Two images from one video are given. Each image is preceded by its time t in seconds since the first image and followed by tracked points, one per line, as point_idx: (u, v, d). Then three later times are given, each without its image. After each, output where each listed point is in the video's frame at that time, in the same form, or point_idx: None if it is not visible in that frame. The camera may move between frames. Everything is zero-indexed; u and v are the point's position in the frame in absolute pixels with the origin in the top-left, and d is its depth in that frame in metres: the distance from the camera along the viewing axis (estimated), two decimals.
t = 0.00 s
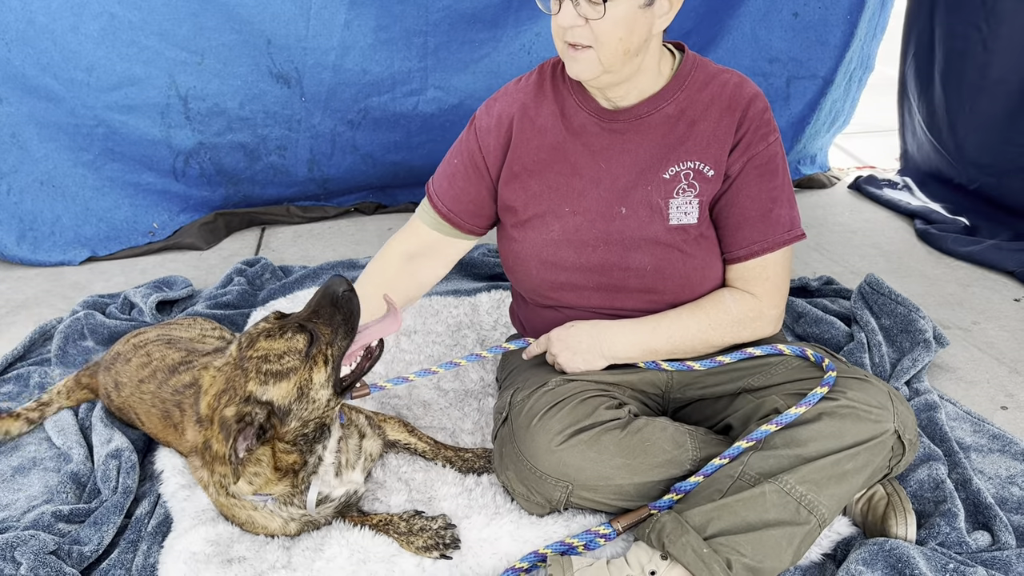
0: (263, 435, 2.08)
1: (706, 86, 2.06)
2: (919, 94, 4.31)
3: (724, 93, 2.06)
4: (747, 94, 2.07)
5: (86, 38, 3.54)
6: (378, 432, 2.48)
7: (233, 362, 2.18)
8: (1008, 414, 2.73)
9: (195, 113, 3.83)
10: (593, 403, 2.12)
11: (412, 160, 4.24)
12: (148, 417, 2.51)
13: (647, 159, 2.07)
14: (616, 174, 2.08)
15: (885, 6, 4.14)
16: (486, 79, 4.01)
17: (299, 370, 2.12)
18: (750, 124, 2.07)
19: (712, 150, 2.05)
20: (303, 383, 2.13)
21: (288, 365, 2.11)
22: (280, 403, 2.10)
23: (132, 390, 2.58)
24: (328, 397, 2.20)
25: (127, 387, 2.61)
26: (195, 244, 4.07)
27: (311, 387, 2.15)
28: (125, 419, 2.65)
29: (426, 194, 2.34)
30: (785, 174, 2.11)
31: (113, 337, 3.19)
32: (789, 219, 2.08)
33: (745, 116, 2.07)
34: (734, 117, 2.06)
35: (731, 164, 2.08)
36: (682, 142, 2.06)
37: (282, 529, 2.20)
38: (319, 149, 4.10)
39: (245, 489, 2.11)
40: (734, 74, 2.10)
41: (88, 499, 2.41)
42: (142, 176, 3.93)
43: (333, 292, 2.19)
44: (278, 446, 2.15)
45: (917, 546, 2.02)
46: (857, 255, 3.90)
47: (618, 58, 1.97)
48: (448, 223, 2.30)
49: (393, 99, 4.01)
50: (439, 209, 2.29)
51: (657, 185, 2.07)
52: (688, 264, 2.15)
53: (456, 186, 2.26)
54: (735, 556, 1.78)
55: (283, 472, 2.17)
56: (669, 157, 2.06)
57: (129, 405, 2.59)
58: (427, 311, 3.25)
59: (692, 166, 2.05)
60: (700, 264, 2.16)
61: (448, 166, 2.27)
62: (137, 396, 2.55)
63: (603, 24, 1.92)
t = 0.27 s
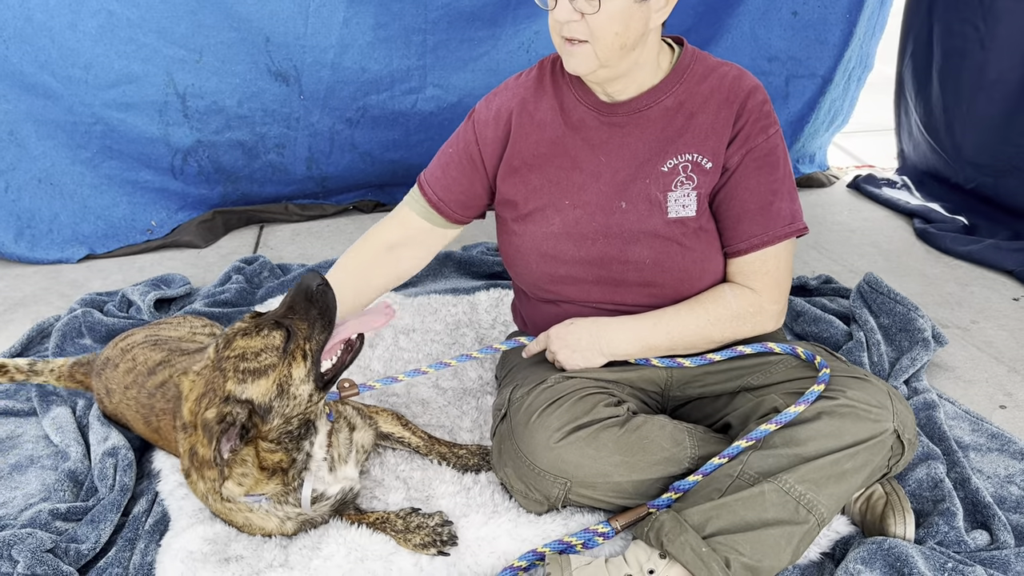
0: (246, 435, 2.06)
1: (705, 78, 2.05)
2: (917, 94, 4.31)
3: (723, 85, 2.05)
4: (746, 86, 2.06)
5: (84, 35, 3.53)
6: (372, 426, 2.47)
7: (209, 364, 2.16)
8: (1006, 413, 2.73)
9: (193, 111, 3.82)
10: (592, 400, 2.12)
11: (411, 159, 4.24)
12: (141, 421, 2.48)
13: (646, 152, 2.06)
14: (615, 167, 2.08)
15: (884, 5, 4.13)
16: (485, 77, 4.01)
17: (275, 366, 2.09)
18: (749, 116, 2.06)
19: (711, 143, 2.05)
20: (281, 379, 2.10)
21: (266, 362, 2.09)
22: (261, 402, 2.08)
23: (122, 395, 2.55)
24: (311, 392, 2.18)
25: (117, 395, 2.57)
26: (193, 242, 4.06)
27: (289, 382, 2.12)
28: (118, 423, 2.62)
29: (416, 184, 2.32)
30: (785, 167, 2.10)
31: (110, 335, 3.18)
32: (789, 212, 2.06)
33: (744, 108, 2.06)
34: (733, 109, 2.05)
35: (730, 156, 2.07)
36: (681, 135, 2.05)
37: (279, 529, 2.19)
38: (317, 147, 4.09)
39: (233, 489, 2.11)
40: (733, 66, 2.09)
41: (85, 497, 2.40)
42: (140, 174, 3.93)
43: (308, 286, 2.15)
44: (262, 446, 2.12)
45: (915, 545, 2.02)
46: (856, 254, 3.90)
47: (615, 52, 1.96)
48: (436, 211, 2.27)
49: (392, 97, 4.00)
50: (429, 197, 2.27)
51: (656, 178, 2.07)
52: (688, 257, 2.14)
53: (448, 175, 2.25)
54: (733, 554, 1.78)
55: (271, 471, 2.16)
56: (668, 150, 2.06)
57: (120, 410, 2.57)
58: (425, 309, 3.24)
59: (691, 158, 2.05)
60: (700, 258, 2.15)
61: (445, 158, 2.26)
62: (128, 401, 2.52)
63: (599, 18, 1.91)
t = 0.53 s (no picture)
0: (230, 442, 2.06)
1: (701, 79, 2.06)
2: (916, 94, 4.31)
3: (719, 86, 2.05)
4: (742, 86, 2.07)
5: (83, 33, 3.53)
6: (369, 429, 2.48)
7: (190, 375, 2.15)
8: (1004, 413, 2.73)
9: (192, 109, 3.82)
10: (591, 399, 2.12)
11: (410, 157, 4.24)
12: (136, 425, 2.49)
13: (642, 153, 2.06)
14: (611, 168, 2.08)
15: (883, 5, 4.13)
16: (483, 76, 4.01)
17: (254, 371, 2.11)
18: (745, 116, 2.06)
19: (707, 143, 2.05)
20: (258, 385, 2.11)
21: (245, 369, 2.10)
22: (243, 407, 2.09)
23: (119, 395, 2.55)
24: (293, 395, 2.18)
25: (114, 396, 2.57)
26: (192, 240, 4.06)
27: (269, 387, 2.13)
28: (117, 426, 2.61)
29: (413, 184, 2.33)
30: (782, 167, 2.10)
31: (109, 333, 3.19)
32: (786, 211, 2.06)
33: (740, 108, 2.06)
34: (729, 109, 2.06)
35: (727, 156, 2.07)
36: (677, 135, 2.05)
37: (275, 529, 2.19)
38: (316, 146, 4.09)
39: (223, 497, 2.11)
40: (728, 67, 2.09)
41: (83, 495, 2.40)
42: (138, 172, 3.92)
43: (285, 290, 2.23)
44: (246, 452, 2.12)
45: (913, 544, 2.02)
46: (854, 254, 3.91)
47: (610, 52, 1.96)
48: (433, 213, 2.28)
49: (390, 95, 4.00)
50: (425, 199, 2.27)
51: (652, 179, 2.07)
52: (684, 258, 2.14)
53: (446, 178, 2.26)
54: (731, 553, 1.77)
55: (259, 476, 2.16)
56: (664, 151, 2.06)
57: (118, 411, 2.57)
58: (424, 308, 3.25)
59: (687, 159, 2.05)
60: (697, 258, 2.15)
61: (441, 161, 2.27)
62: (124, 404, 2.52)
63: (594, 20, 1.91)
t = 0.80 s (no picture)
0: (220, 448, 2.06)
1: (698, 79, 2.05)
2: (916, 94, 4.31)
3: (716, 86, 2.05)
4: (740, 86, 2.06)
5: (82, 31, 3.52)
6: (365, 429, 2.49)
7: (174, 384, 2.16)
8: (1002, 413, 2.73)
9: (191, 107, 3.82)
10: (589, 400, 2.12)
11: (408, 156, 4.24)
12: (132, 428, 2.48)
13: (640, 154, 2.06)
14: (609, 169, 2.08)
15: (882, 5, 4.13)
16: (482, 74, 4.00)
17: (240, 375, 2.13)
18: (742, 117, 2.06)
19: (705, 144, 2.05)
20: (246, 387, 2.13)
21: (231, 373, 2.12)
22: (231, 412, 2.10)
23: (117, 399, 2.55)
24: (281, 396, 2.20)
25: (111, 400, 2.56)
26: (191, 239, 4.05)
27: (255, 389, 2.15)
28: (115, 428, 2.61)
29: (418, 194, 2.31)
30: (780, 167, 2.09)
31: (107, 331, 3.18)
32: (783, 212, 2.06)
33: (737, 108, 2.06)
34: (726, 110, 2.05)
35: (724, 157, 2.07)
36: (674, 136, 2.05)
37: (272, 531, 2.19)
38: (315, 144, 4.08)
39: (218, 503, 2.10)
40: (726, 67, 2.09)
41: (81, 494, 2.40)
42: (137, 171, 3.92)
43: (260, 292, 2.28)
44: (238, 457, 2.12)
45: (911, 544, 2.02)
46: (853, 253, 3.90)
47: (608, 52, 1.95)
48: (440, 222, 2.27)
49: (389, 94, 4.00)
50: (431, 208, 2.26)
51: (650, 180, 2.07)
52: (682, 259, 2.14)
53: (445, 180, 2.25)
54: (729, 553, 1.77)
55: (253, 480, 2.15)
56: (662, 152, 2.06)
57: (116, 414, 2.57)
58: (422, 307, 3.25)
59: (685, 160, 2.05)
60: (695, 259, 2.15)
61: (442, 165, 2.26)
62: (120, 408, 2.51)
63: (591, 19, 1.90)
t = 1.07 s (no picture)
0: (210, 455, 2.07)
1: (698, 79, 2.05)
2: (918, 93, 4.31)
3: (716, 86, 2.05)
4: (739, 86, 2.06)
5: (83, 29, 3.52)
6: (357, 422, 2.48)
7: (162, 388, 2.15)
8: (1002, 413, 2.74)
9: (191, 105, 3.81)
10: (589, 399, 2.12)
11: (409, 155, 4.24)
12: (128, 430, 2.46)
13: (640, 154, 2.06)
14: (609, 170, 2.08)
15: (883, 4, 4.13)
16: (482, 73, 4.00)
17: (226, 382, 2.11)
18: (742, 117, 2.06)
19: (704, 144, 2.05)
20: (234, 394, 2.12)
21: (216, 379, 2.10)
22: (220, 419, 2.09)
23: (111, 401, 2.52)
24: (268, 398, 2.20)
25: (106, 401, 2.54)
26: (191, 238, 4.05)
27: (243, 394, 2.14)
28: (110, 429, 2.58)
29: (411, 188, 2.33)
30: (780, 166, 2.09)
31: (107, 330, 3.18)
32: (783, 212, 2.06)
33: (737, 108, 2.06)
34: (726, 110, 2.05)
35: (724, 157, 2.07)
36: (674, 136, 2.05)
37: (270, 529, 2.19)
38: (315, 143, 4.08)
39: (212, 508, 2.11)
40: (726, 66, 2.09)
41: (82, 493, 2.40)
42: (137, 169, 3.92)
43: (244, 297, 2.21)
44: (228, 462, 2.13)
45: (911, 544, 2.02)
46: (853, 253, 3.91)
47: (606, 52, 1.95)
48: (432, 215, 2.28)
49: (389, 93, 4.00)
50: (424, 202, 2.27)
51: (650, 181, 2.07)
52: (682, 259, 2.15)
53: (445, 180, 2.26)
54: (729, 553, 1.78)
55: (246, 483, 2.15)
56: (661, 152, 2.06)
57: (111, 416, 2.55)
58: (423, 306, 3.25)
59: (684, 160, 2.05)
60: (695, 260, 2.15)
61: (441, 165, 2.27)
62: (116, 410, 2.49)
63: (590, 19, 1.90)
